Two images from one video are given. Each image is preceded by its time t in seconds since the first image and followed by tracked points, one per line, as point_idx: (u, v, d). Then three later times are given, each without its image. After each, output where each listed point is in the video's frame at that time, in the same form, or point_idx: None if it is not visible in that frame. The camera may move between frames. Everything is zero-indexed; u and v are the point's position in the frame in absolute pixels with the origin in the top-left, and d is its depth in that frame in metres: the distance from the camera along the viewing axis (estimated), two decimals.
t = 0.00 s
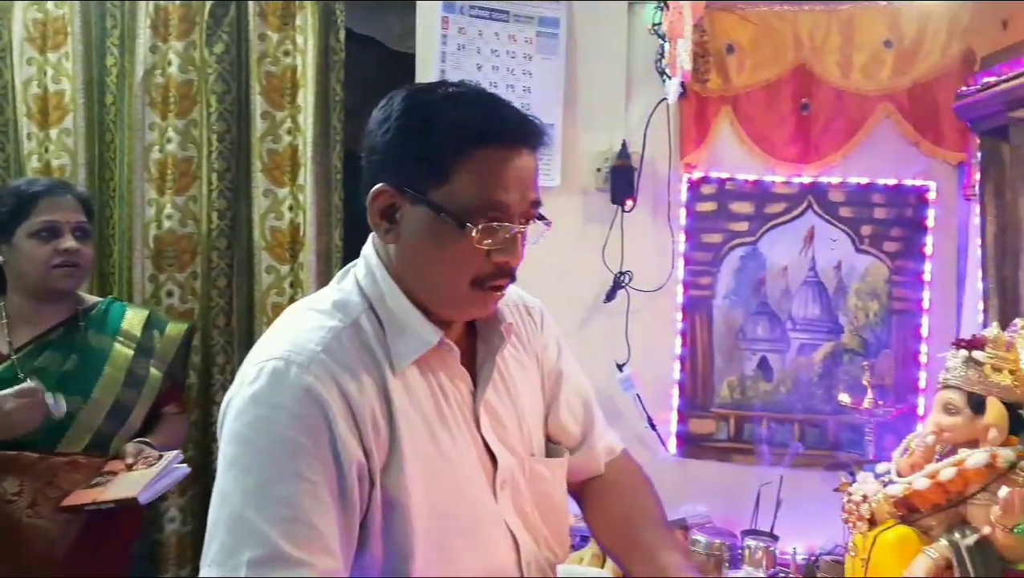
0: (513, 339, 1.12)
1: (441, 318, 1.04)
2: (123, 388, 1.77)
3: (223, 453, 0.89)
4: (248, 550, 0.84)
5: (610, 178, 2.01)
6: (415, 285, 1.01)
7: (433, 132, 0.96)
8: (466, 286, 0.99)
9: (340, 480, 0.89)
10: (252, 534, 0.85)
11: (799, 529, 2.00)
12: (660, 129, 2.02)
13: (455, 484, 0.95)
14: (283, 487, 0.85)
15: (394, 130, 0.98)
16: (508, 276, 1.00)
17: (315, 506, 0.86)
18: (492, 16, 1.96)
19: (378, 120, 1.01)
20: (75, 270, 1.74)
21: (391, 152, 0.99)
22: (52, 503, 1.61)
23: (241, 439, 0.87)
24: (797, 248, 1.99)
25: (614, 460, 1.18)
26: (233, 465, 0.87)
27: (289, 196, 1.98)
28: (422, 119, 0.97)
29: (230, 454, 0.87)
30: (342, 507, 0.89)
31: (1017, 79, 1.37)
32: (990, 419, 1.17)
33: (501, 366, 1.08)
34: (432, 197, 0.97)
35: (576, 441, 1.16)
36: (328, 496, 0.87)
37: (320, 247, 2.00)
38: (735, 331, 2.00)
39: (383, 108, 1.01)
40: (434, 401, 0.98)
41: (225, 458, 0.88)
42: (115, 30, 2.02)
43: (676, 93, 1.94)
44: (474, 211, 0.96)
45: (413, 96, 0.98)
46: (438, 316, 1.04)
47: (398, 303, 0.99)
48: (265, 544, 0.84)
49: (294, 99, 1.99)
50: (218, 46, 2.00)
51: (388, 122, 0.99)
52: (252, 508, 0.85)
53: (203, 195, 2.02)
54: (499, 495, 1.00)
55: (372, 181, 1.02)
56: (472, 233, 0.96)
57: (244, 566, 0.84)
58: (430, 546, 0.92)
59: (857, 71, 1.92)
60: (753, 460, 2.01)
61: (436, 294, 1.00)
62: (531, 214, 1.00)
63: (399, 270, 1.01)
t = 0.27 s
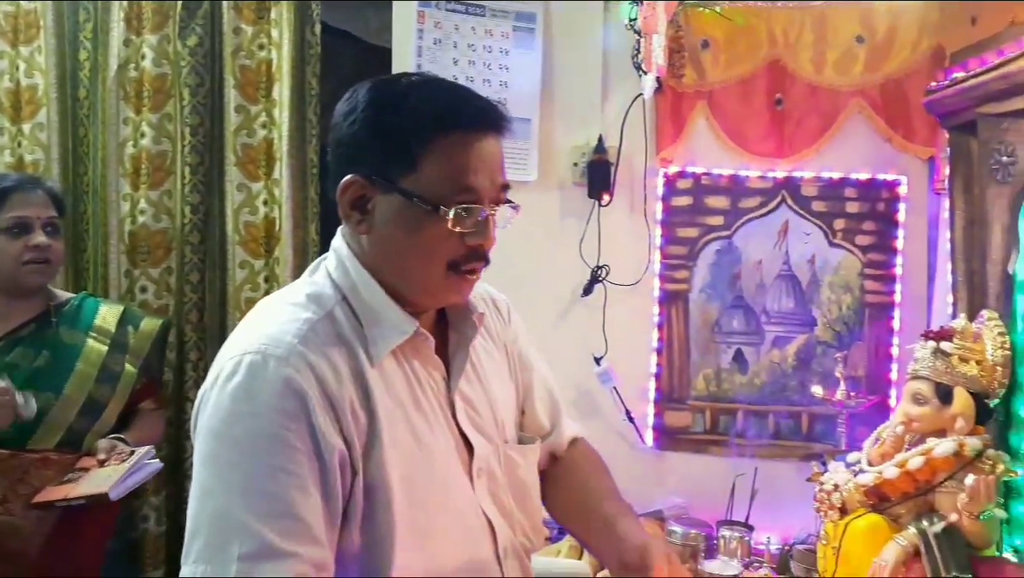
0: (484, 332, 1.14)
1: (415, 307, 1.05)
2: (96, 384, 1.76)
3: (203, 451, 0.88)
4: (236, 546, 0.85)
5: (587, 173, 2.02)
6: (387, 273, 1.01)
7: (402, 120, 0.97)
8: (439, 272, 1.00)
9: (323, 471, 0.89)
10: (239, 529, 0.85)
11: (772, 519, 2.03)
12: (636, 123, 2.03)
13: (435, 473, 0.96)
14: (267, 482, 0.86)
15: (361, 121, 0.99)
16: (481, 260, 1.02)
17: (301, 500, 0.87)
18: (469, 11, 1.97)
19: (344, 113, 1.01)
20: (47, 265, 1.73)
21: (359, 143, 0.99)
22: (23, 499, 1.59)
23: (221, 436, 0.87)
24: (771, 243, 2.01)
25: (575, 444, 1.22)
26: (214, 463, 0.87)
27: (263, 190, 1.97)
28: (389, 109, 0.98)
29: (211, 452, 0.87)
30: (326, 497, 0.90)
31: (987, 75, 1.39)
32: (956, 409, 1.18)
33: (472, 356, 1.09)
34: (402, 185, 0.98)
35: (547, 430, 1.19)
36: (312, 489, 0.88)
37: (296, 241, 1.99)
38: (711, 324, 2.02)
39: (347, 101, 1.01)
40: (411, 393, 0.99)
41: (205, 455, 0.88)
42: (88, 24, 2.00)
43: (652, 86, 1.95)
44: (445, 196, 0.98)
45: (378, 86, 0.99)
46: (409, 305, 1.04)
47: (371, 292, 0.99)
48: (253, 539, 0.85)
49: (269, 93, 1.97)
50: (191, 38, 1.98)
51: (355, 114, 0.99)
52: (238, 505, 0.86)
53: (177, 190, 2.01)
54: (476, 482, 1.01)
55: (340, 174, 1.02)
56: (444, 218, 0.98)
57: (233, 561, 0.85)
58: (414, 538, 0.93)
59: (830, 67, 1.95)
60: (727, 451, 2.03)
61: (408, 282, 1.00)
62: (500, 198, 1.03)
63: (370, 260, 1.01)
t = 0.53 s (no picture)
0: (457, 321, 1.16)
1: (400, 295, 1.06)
2: (77, 380, 1.75)
3: (196, 442, 0.87)
4: (241, 532, 0.84)
5: (572, 167, 2.02)
6: (373, 262, 1.02)
7: (381, 112, 0.97)
8: (425, 260, 1.01)
9: (320, 454, 0.90)
10: (242, 516, 0.84)
11: (756, 512, 2.04)
12: (621, 119, 2.03)
13: (423, 456, 1.00)
14: (267, 466, 0.85)
15: (342, 114, 0.98)
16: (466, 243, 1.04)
17: (302, 482, 0.86)
18: (453, 5, 1.96)
19: (321, 107, 1.01)
20: (29, 262, 1.72)
21: (342, 137, 0.99)
22: (6, 498, 1.56)
23: (217, 425, 0.86)
24: (755, 237, 2.02)
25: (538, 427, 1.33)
26: (210, 453, 0.86)
27: (247, 185, 1.96)
28: (368, 100, 0.97)
29: (206, 442, 0.86)
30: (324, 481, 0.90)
31: (968, 69, 1.40)
32: (937, 401, 1.19)
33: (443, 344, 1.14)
34: (388, 173, 0.98)
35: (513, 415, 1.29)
36: (311, 471, 0.88)
37: (280, 237, 1.99)
38: (696, 318, 2.03)
39: (325, 95, 1.01)
40: (398, 375, 1.02)
41: (201, 446, 0.87)
42: (69, 19, 1.98)
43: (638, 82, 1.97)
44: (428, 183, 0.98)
45: (355, 78, 0.99)
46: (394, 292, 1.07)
47: (353, 281, 1.01)
48: (258, 524, 0.84)
49: (253, 87, 1.96)
50: (173, 33, 1.97)
51: (335, 108, 0.99)
52: (239, 492, 0.85)
53: (160, 185, 2.01)
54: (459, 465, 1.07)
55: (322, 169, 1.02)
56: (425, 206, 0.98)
57: (238, 549, 0.84)
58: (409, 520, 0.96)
59: (813, 62, 1.96)
60: (712, 445, 2.04)
61: (394, 270, 1.01)
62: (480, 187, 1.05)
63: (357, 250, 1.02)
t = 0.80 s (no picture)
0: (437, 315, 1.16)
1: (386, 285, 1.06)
2: (56, 378, 1.72)
3: (193, 434, 0.86)
4: (243, 522, 0.83)
5: (556, 161, 2.00)
6: (366, 254, 1.02)
7: (378, 106, 0.97)
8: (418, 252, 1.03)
9: (317, 442, 0.89)
10: (244, 507, 0.83)
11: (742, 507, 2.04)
12: (605, 111, 2.02)
13: (415, 446, 1.00)
14: (266, 455, 0.84)
15: (334, 106, 0.97)
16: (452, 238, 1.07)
17: (301, 470, 0.86)
18: None
19: (310, 99, 0.99)
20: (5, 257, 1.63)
21: (333, 130, 0.98)
22: None
23: (214, 415, 0.85)
24: (741, 231, 2.01)
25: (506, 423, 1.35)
26: (208, 444, 0.84)
27: (226, 180, 1.95)
28: (364, 94, 0.97)
29: (203, 433, 0.85)
30: (321, 471, 0.90)
31: (952, 61, 1.39)
32: (922, 395, 1.18)
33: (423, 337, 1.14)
34: (393, 166, 0.98)
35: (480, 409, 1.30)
36: (310, 460, 0.87)
37: (260, 233, 1.97)
38: (682, 312, 2.02)
39: (314, 87, 0.99)
40: (387, 366, 1.03)
41: (197, 437, 0.85)
42: (43, 12, 1.93)
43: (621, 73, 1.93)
44: (432, 177, 1.00)
45: (318, 86, 0.98)
46: (373, 283, 1.07)
47: (337, 273, 1.00)
48: (261, 513, 0.83)
49: (231, 81, 1.94)
50: (149, 25, 1.95)
51: (326, 100, 0.97)
52: (239, 482, 0.83)
53: (138, 180, 1.98)
54: (446, 455, 1.08)
55: (310, 163, 1.00)
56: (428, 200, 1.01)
57: (240, 540, 0.83)
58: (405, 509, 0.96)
59: (798, 54, 1.95)
60: (698, 440, 2.03)
61: (386, 262, 1.02)
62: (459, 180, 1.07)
63: (350, 241, 1.02)
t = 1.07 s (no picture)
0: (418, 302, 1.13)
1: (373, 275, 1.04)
2: (33, 376, 1.67)
3: (190, 420, 0.81)
4: (245, 512, 0.78)
5: (537, 153, 1.97)
6: (357, 245, 0.99)
7: (366, 96, 0.94)
8: (407, 242, 1.01)
9: (317, 428, 0.85)
10: (245, 495, 0.79)
11: (727, 503, 2.01)
12: (587, 104, 1.99)
13: (407, 431, 0.97)
14: (269, 442, 0.80)
15: (323, 98, 0.93)
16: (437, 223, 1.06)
17: (303, 457, 0.82)
18: None
19: (294, 91, 0.96)
20: None
21: (318, 121, 0.94)
22: None
23: (215, 400, 0.80)
24: (725, 224, 1.99)
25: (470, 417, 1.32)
26: (208, 430, 0.80)
27: (201, 173, 1.91)
28: (353, 84, 0.93)
29: (202, 419, 0.80)
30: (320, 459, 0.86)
31: (936, 49, 1.37)
32: (908, 387, 1.15)
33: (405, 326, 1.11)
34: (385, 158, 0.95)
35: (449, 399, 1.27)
36: (311, 447, 0.83)
37: (237, 227, 1.92)
38: (666, 307, 1.99)
39: (298, 79, 0.96)
40: (379, 354, 0.99)
41: (196, 423, 0.80)
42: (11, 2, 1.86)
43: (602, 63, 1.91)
44: (422, 167, 0.98)
45: (305, 78, 0.95)
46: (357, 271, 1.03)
47: (329, 262, 0.97)
48: (265, 502, 0.79)
49: (205, 73, 1.90)
50: (122, 17, 1.89)
51: (311, 90, 0.94)
52: (241, 470, 0.79)
53: (113, 175, 1.94)
54: (434, 440, 1.05)
55: (297, 157, 0.96)
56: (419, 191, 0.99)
57: (244, 530, 0.78)
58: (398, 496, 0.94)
59: (781, 44, 1.93)
60: (683, 436, 2.01)
61: (375, 251, 1.00)
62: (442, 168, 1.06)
63: (342, 234, 0.99)
